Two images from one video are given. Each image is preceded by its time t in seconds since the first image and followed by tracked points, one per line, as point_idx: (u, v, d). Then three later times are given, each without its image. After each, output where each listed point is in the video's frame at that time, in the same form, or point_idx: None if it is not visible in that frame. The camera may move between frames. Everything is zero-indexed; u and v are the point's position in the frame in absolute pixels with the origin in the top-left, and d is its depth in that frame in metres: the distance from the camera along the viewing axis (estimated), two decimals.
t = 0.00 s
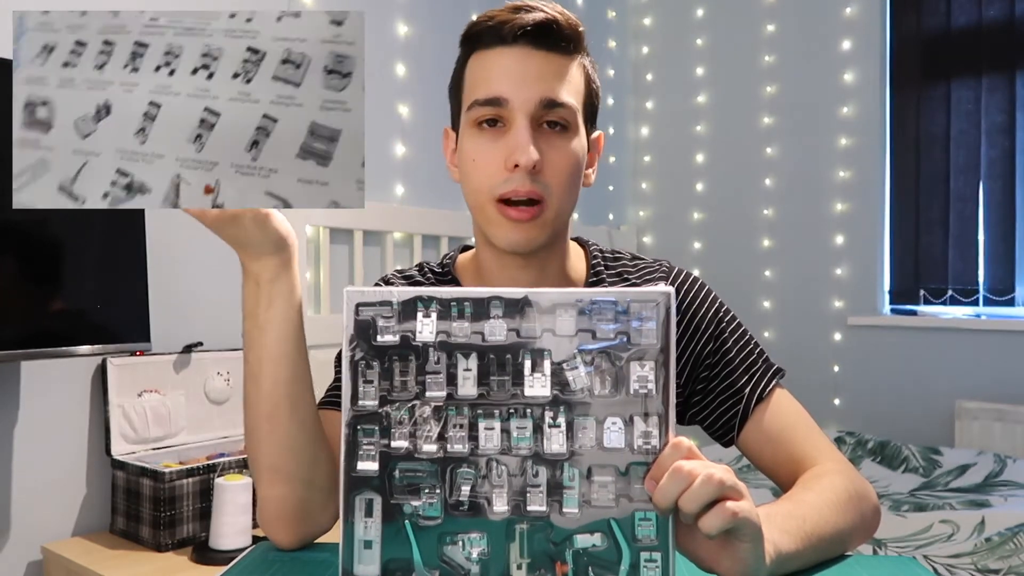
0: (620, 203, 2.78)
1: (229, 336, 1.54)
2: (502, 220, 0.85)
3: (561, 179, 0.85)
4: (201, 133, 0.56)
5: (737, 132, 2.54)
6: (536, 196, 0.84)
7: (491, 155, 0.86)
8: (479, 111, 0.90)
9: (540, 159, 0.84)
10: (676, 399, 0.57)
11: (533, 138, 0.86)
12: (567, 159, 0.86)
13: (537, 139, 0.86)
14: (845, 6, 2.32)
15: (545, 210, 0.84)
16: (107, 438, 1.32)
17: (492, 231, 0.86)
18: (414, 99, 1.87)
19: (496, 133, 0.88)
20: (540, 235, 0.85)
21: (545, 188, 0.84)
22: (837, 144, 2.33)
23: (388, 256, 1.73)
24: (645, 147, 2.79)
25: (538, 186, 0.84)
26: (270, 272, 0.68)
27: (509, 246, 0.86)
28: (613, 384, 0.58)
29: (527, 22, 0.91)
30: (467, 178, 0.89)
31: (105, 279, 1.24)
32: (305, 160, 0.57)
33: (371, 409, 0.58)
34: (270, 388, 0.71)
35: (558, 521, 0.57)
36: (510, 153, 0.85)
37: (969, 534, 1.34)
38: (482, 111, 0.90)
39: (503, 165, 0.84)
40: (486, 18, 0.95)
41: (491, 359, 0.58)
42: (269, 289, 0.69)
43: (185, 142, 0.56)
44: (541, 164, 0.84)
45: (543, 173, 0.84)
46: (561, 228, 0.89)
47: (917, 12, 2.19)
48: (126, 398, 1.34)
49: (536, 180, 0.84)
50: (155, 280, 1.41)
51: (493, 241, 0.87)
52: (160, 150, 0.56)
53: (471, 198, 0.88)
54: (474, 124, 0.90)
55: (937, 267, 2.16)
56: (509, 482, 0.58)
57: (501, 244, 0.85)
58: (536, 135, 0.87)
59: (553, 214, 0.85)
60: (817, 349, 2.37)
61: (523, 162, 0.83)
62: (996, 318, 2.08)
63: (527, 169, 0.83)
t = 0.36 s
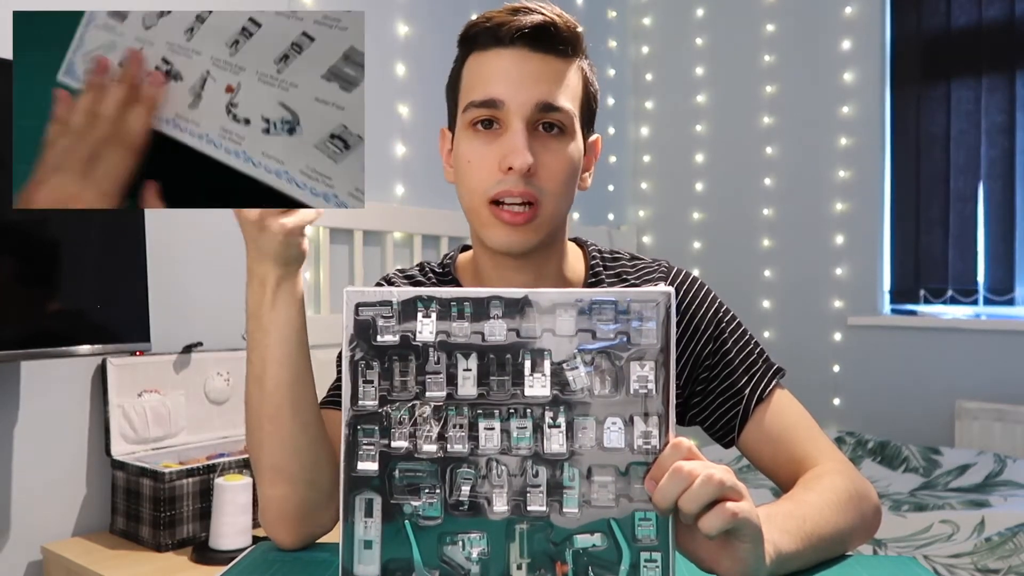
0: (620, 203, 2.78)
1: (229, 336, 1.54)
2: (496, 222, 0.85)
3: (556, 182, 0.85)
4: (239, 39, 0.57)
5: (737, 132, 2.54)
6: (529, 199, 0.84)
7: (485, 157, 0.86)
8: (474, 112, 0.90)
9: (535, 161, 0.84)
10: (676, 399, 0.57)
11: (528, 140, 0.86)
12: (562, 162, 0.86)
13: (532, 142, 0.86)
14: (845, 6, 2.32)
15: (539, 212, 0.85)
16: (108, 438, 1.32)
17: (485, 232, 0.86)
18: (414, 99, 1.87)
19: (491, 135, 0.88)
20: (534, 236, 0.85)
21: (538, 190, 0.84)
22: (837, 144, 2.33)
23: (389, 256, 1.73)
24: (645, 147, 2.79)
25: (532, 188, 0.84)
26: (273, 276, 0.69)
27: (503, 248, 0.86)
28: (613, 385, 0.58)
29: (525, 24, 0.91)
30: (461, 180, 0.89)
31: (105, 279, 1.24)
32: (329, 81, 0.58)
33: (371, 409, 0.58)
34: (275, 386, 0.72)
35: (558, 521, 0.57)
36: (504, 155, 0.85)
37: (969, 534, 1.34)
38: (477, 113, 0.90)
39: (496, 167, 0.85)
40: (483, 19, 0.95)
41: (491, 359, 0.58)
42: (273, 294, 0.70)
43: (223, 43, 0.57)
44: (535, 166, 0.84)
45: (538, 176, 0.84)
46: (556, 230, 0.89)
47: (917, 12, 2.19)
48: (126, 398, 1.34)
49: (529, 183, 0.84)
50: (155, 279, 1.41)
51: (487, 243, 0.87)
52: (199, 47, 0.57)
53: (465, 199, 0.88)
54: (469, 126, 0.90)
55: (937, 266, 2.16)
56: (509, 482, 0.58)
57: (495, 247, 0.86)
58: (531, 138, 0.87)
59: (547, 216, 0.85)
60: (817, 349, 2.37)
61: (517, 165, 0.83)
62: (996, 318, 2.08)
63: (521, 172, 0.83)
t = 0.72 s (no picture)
0: (620, 202, 2.78)
1: (230, 336, 1.54)
2: (489, 226, 0.85)
3: (546, 184, 0.85)
4: None
5: (737, 132, 2.54)
6: (521, 202, 0.84)
7: (475, 161, 0.86)
8: (462, 117, 0.90)
9: (524, 164, 0.84)
10: (676, 400, 0.57)
11: (516, 143, 0.86)
12: (552, 164, 0.86)
13: (521, 144, 0.86)
14: (845, 6, 2.32)
15: (531, 215, 0.84)
16: (107, 438, 1.32)
17: (479, 237, 0.86)
18: (414, 99, 1.87)
19: (481, 139, 0.88)
20: (529, 239, 0.85)
21: (530, 193, 0.84)
22: (837, 144, 2.33)
23: (389, 256, 1.73)
24: (645, 147, 2.79)
25: (523, 191, 0.84)
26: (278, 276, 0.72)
27: (498, 252, 0.86)
28: (613, 385, 0.58)
29: (507, 27, 0.92)
30: (453, 184, 0.89)
31: (104, 279, 1.24)
32: (265, 33, 0.58)
33: (370, 410, 0.58)
34: (275, 380, 0.73)
35: (558, 522, 0.57)
36: (493, 159, 0.85)
37: (969, 534, 1.34)
38: (466, 117, 0.90)
39: (486, 171, 0.84)
40: (467, 23, 0.95)
41: (491, 360, 0.58)
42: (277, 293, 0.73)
43: None
44: (524, 169, 0.84)
45: (528, 178, 0.84)
46: (551, 232, 0.88)
47: (917, 12, 2.19)
48: (127, 398, 1.34)
49: (520, 186, 0.84)
50: (155, 279, 1.41)
51: (482, 247, 0.87)
52: None
53: (457, 203, 0.88)
54: (459, 130, 0.90)
55: (937, 266, 2.16)
56: (509, 482, 0.58)
57: (490, 250, 0.85)
58: (520, 140, 0.87)
59: (540, 219, 0.85)
60: (817, 349, 2.37)
61: (505, 169, 0.83)
62: (996, 318, 2.08)
63: (510, 176, 0.83)
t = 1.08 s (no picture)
0: (620, 202, 2.78)
1: (230, 337, 1.54)
2: (497, 224, 0.85)
3: (555, 182, 0.85)
4: None
5: (737, 133, 2.54)
6: (530, 199, 0.84)
7: (484, 158, 0.86)
8: (471, 114, 0.90)
9: (534, 161, 0.84)
10: (676, 400, 0.57)
11: (527, 140, 0.86)
12: (562, 161, 0.86)
13: (530, 141, 0.86)
14: (845, 6, 2.32)
15: (540, 213, 0.84)
16: (107, 438, 1.32)
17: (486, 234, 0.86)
18: (414, 99, 1.87)
19: (490, 136, 0.88)
20: (537, 237, 0.85)
21: (539, 191, 0.84)
22: (837, 144, 2.33)
23: (389, 256, 1.73)
24: (645, 147, 2.79)
25: (532, 188, 0.84)
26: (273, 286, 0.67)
27: (506, 249, 0.86)
28: (613, 384, 0.58)
29: (518, 23, 0.92)
30: (461, 181, 0.89)
31: (105, 278, 1.24)
32: None
33: (371, 409, 0.58)
34: (269, 386, 0.72)
35: (558, 521, 0.57)
36: (503, 156, 0.85)
37: (969, 534, 1.34)
38: (474, 114, 0.90)
39: (496, 168, 0.84)
40: (476, 19, 0.95)
41: (491, 360, 0.58)
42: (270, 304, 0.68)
43: None
44: (534, 166, 0.84)
45: (537, 176, 0.84)
46: (559, 230, 0.89)
47: (917, 12, 2.19)
48: (126, 398, 1.34)
49: (529, 184, 0.84)
50: (155, 278, 1.41)
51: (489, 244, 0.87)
52: None
53: (465, 200, 0.88)
54: (467, 127, 0.90)
55: (937, 266, 2.16)
56: (509, 482, 0.58)
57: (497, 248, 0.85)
58: (530, 137, 0.87)
59: (548, 216, 0.85)
60: (817, 349, 2.37)
61: (516, 166, 0.83)
62: (996, 318, 2.08)
63: (521, 173, 0.83)
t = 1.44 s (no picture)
0: (620, 202, 2.78)
1: (229, 336, 1.54)
2: (491, 214, 0.84)
3: (551, 174, 0.85)
4: None
5: (737, 133, 2.54)
6: (524, 190, 0.84)
7: (480, 149, 0.87)
8: (471, 108, 0.91)
9: (529, 153, 0.84)
10: (675, 394, 0.57)
11: (523, 132, 0.87)
12: (558, 154, 0.86)
13: (527, 135, 0.87)
14: (845, 6, 2.32)
15: (535, 204, 0.84)
16: (107, 438, 1.32)
17: (481, 225, 0.86)
18: (414, 99, 1.87)
19: (488, 128, 0.89)
20: (531, 227, 0.84)
21: (534, 182, 0.84)
22: (837, 144, 2.33)
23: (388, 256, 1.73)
24: (645, 147, 2.79)
25: (527, 179, 0.84)
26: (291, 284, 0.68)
27: (499, 240, 0.86)
28: (613, 379, 0.58)
29: (518, 17, 0.91)
30: (457, 173, 0.89)
31: (105, 278, 1.24)
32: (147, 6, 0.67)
33: (374, 407, 0.58)
34: (275, 385, 0.74)
35: (560, 517, 0.56)
36: (499, 147, 0.85)
37: (969, 534, 1.34)
38: (475, 109, 0.90)
39: (491, 159, 0.85)
40: (479, 15, 0.95)
41: (492, 356, 0.58)
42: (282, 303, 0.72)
43: None
44: (529, 157, 0.84)
45: (532, 167, 0.84)
46: (555, 223, 0.88)
47: (917, 12, 2.19)
48: (126, 398, 1.34)
49: (525, 174, 0.84)
50: (155, 278, 1.41)
51: (483, 235, 0.87)
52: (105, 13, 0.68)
53: (460, 192, 0.89)
54: (467, 121, 0.91)
55: (937, 266, 2.16)
56: (511, 478, 0.57)
57: (491, 238, 0.85)
58: (526, 131, 0.87)
59: (543, 208, 0.85)
60: (817, 349, 2.37)
61: (510, 156, 0.83)
62: (996, 318, 2.08)
63: (515, 163, 0.83)
